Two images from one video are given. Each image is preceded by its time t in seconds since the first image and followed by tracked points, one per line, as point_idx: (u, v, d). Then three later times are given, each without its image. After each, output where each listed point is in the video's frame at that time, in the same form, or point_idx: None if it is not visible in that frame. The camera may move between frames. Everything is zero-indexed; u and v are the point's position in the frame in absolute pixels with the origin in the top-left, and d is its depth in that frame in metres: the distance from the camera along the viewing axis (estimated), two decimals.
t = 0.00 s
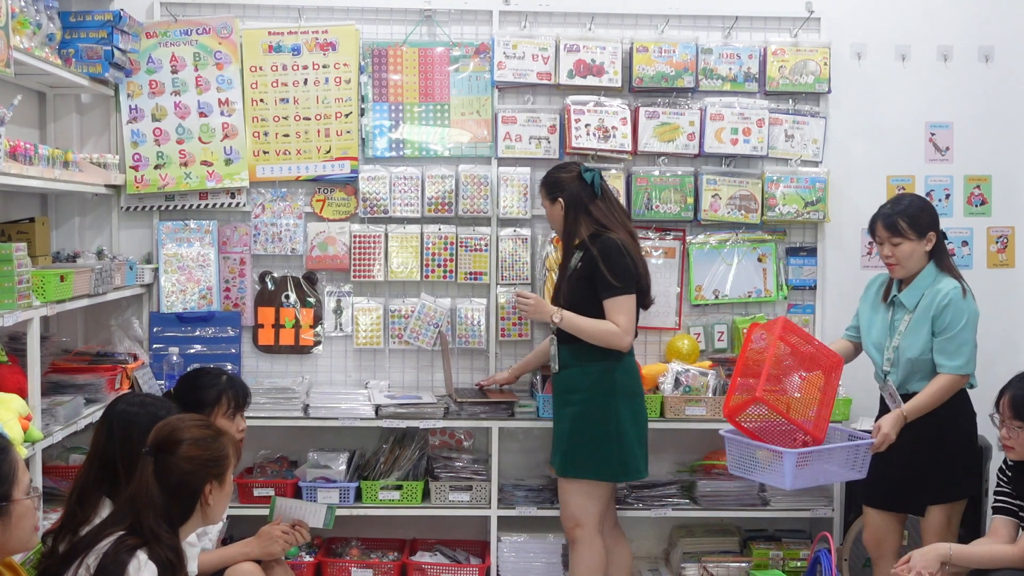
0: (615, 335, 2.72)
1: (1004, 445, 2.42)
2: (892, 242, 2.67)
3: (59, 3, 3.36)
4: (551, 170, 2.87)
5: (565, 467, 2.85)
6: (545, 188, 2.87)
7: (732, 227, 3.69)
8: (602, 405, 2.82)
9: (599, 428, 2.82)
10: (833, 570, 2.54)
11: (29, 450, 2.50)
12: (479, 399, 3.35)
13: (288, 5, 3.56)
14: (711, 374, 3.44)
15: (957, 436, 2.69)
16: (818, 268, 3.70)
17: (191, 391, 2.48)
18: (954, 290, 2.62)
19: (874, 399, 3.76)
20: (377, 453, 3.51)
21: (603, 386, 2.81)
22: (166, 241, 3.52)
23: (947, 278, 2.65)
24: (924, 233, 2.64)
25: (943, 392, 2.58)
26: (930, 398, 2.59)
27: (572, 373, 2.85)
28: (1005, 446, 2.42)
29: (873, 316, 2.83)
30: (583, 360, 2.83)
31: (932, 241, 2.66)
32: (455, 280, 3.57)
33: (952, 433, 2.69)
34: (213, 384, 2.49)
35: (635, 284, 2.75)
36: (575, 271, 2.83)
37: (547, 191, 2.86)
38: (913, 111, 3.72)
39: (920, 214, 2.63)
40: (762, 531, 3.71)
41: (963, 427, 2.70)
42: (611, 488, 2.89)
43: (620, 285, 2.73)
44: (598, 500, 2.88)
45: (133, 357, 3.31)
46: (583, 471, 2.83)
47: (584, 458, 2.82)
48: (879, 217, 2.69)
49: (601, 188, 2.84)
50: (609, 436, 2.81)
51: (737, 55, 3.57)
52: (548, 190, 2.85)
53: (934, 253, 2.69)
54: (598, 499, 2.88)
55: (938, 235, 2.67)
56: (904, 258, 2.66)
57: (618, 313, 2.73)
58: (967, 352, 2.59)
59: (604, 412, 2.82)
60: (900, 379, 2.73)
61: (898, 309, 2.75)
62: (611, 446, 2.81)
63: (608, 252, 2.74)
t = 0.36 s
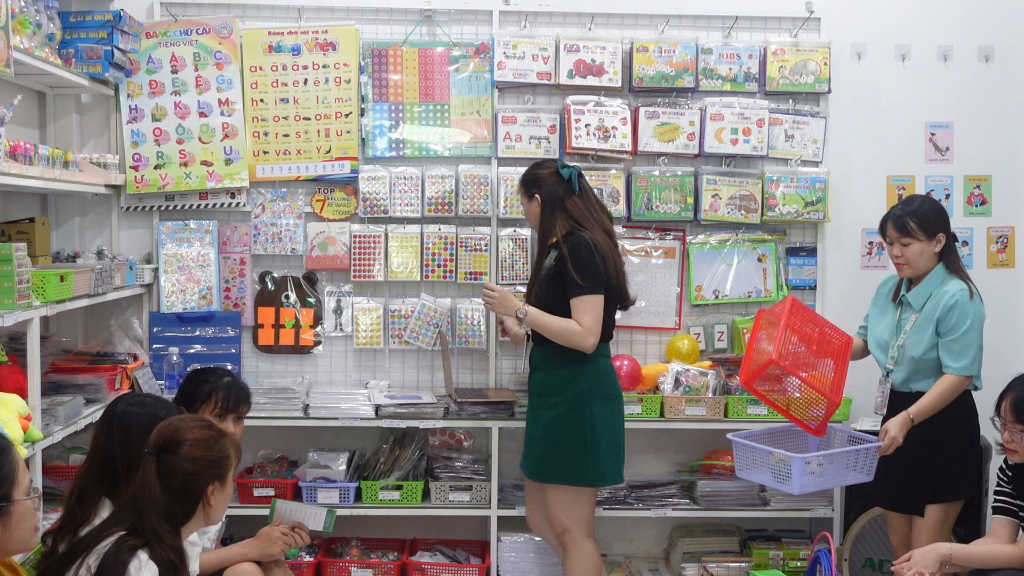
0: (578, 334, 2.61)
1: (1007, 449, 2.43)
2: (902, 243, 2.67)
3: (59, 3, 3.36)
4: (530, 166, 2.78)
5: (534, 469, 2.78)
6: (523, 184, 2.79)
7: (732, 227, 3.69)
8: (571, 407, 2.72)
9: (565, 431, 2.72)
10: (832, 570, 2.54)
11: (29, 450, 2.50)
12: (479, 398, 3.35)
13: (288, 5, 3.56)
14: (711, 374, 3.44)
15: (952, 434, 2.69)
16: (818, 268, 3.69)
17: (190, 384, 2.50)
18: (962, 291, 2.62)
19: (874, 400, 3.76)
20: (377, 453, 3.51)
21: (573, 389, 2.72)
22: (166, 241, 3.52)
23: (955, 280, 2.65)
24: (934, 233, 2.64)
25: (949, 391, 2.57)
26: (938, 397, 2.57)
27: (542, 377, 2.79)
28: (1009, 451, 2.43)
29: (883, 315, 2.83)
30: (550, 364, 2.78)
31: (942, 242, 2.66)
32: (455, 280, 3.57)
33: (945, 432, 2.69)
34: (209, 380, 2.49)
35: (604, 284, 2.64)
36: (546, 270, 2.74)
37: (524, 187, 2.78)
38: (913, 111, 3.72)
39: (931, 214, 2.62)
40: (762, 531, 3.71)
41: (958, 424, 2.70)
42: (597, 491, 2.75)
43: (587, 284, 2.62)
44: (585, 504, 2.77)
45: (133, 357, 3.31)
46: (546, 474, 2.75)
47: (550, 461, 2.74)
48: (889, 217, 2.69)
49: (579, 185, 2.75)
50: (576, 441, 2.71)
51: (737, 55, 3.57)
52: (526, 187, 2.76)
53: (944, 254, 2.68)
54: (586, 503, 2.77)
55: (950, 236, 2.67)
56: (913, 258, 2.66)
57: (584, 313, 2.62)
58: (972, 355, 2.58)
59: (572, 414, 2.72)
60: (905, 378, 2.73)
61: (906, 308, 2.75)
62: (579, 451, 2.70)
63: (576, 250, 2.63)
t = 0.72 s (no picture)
0: (577, 336, 2.63)
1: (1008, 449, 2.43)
2: (915, 245, 2.72)
3: (59, 3, 3.37)
4: (522, 158, 2.74)
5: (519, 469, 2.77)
6: (510, 176, 2.73)
7: (732, 227, 3.69)
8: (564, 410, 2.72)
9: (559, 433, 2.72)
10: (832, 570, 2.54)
11: (29, 450, 2.50)
12: (479, 398, 3.38)
13: (288, 6, 3.56)
14: (711, 374, 3.45)
15: (950, 430, 2.69)
16: (818, 268, 3.69)
17: (191, 385, 2.50)
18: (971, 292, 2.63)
19: (873, 399, 3.76)
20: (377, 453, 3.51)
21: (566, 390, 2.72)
22: (166, 241, 3.52)
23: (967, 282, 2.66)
24: (947, 234, 2.67)
25: (951, 388, 2.58)
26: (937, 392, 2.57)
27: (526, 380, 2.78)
28: (1009, 451, 2.43)
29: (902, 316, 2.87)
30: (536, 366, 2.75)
31: (956, 243, 2.68)
32: (455, 280, 3.58)
33: (942, 428, 2.70)
34: (210, 380, 2.49)
35: (598, 286, 2.69)
36: (536, 270, 2.73)
37: (513, 179, 2.72)
38: (912, 111, 3.72)
39: (943, 215, 2.66)
40: (762, 531, 3.71)
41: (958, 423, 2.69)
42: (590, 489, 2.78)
43: (582, 285, 2.66)
44: (580, 504, 2.78)
45: (133, 357, 3.31)
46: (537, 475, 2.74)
47: (539, 462, 2.73)
48: (905, 218, 2.74)
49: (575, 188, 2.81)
50: (571, 441, 2.71)
51: (737, 55, 3.57)
52: (519, 178, 2.71)
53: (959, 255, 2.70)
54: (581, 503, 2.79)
55: (965, 237, 2.69)
56: (926, 259, 2.71)
57: (581, 314, 2.65)
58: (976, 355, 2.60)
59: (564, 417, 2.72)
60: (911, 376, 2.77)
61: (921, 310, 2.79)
62: (574, 450, 2.71)
63: (572, 251, 2.66)
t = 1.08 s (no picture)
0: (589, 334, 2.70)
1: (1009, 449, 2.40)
2: (941, 243, 2.79)
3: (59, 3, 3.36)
4: (513, 154, 2.75)
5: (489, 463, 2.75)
6: (505, 170, 2.71)
7: (732, 227, 3.69)
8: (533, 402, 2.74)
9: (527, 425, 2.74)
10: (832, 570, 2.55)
11: (29, 450, 2.50)
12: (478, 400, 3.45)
13: (288, 6, 3.56)
14: (711, 374, 3.45)
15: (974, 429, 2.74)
16: (818, 268, 3.69)
17: (184, 388, 2.49)
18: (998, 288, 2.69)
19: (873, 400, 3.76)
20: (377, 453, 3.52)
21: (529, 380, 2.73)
22: (166, 241, 3.52)
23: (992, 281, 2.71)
24: (970, 233, 2.73)
25: (954, 373, 2.62)
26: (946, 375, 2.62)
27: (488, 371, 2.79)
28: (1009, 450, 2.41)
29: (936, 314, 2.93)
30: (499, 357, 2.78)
31: (982, 242, 2.73)
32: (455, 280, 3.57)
33: (964, 428, 2.75)
34: (203, 381, 2.48)
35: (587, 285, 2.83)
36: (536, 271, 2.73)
37: (510, 173, 2.71)
38: (912, 111, 3.72)
39: (971, 215, 2.71)
40: (762, 531, 3.71)
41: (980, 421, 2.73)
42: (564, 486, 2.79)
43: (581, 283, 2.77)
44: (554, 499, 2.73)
45: (133, 357, 3.31)
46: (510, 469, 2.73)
47: (515, 455, 2.72)
48: (934, 218, 2.81)
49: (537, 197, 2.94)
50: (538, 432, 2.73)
51: (737, 55, 3.57)
52: (518, 172, 2.72)
53: (983, 254, 2.75)
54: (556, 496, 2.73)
55: (991, 236, 2.74)
56: (951, 258, 2.78)
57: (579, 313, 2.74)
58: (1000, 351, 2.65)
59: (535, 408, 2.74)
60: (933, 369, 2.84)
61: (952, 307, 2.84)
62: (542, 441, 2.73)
63: (571, 250, 2.78)
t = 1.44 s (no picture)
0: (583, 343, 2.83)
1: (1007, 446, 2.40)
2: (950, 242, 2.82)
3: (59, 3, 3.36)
4: (526, 156, 2.69)
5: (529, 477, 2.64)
6: (527, 171, 2.64)
7: (732, 227, 3.69)
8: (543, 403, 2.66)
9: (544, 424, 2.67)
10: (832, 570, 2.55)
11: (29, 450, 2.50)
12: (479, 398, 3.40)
13: (289, 6, 3.56)
14: (711, 374, 3.45)
15: (976, 430, 2.75)
16: (818, 268, 3.69)
17: (178, 393, 2.43)
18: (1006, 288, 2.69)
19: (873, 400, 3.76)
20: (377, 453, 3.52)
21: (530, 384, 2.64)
22: (166, 241, 3.52)
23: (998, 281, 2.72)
24: (977, 232, 2.75)
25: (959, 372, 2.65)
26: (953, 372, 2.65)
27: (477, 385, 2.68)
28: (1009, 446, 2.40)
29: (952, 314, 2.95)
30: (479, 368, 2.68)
31: (988, 241, 2.75)
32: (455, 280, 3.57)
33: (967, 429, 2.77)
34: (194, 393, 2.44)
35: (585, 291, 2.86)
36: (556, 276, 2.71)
37: (530, 175, 2.64)
38: (913, 111, 3.72)
39: (980, 214, 2.73)
40: (762, 531, 3.71)
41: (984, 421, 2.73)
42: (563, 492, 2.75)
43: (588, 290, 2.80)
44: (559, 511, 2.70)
45: (133, 357, 3.31)
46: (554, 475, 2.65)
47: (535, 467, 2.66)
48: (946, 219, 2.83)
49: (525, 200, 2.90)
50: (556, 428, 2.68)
51: (737, 55, 3.57)
52: (536, 173, 2.66)
53: (993, 253, 2.76)
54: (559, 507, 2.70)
55: (999, 236, 2.75)
56: (959, 257, 2.80)
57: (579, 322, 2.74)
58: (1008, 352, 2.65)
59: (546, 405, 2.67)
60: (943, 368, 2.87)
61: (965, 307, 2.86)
62: (563, 442, 2.68)
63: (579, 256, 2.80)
